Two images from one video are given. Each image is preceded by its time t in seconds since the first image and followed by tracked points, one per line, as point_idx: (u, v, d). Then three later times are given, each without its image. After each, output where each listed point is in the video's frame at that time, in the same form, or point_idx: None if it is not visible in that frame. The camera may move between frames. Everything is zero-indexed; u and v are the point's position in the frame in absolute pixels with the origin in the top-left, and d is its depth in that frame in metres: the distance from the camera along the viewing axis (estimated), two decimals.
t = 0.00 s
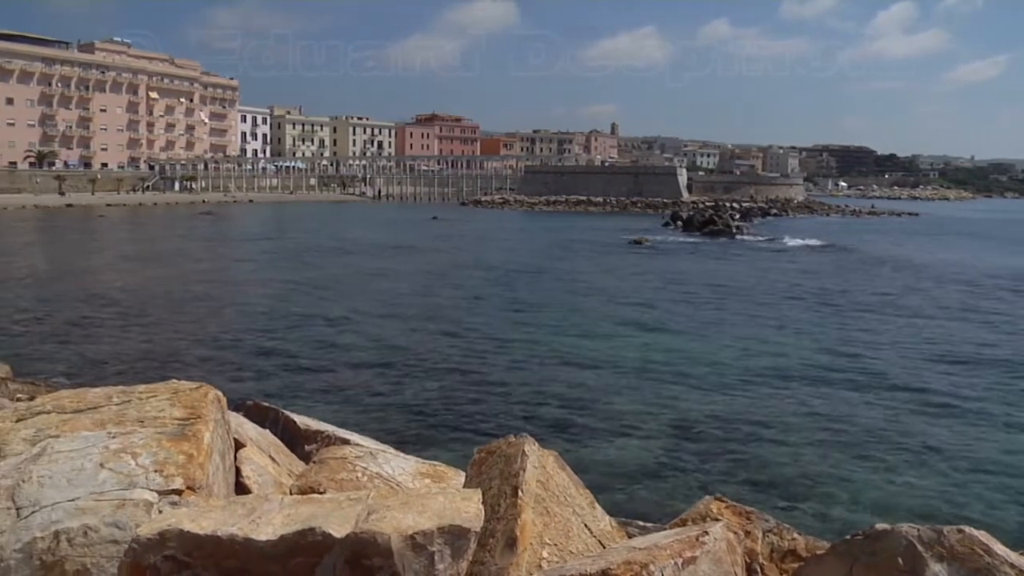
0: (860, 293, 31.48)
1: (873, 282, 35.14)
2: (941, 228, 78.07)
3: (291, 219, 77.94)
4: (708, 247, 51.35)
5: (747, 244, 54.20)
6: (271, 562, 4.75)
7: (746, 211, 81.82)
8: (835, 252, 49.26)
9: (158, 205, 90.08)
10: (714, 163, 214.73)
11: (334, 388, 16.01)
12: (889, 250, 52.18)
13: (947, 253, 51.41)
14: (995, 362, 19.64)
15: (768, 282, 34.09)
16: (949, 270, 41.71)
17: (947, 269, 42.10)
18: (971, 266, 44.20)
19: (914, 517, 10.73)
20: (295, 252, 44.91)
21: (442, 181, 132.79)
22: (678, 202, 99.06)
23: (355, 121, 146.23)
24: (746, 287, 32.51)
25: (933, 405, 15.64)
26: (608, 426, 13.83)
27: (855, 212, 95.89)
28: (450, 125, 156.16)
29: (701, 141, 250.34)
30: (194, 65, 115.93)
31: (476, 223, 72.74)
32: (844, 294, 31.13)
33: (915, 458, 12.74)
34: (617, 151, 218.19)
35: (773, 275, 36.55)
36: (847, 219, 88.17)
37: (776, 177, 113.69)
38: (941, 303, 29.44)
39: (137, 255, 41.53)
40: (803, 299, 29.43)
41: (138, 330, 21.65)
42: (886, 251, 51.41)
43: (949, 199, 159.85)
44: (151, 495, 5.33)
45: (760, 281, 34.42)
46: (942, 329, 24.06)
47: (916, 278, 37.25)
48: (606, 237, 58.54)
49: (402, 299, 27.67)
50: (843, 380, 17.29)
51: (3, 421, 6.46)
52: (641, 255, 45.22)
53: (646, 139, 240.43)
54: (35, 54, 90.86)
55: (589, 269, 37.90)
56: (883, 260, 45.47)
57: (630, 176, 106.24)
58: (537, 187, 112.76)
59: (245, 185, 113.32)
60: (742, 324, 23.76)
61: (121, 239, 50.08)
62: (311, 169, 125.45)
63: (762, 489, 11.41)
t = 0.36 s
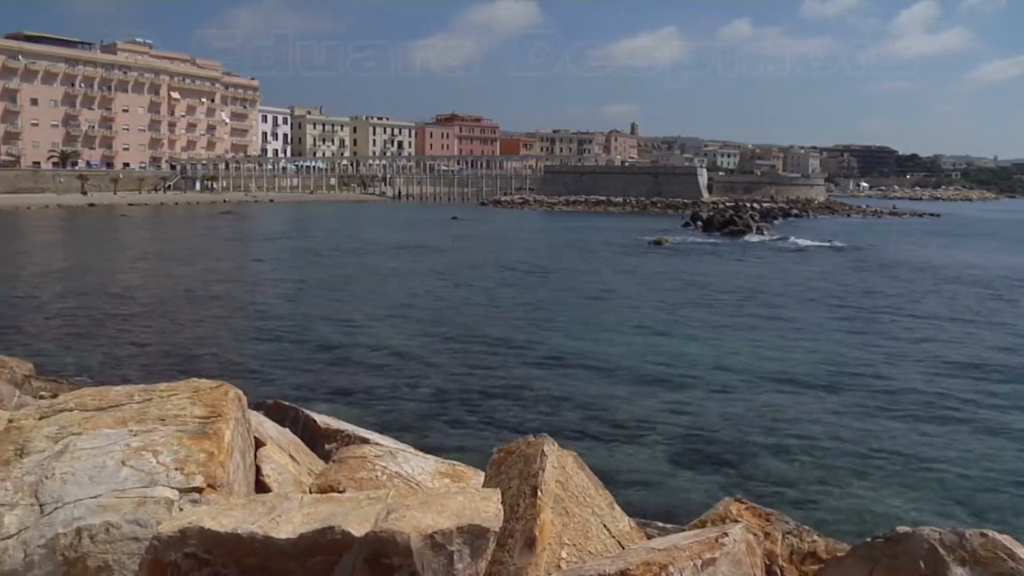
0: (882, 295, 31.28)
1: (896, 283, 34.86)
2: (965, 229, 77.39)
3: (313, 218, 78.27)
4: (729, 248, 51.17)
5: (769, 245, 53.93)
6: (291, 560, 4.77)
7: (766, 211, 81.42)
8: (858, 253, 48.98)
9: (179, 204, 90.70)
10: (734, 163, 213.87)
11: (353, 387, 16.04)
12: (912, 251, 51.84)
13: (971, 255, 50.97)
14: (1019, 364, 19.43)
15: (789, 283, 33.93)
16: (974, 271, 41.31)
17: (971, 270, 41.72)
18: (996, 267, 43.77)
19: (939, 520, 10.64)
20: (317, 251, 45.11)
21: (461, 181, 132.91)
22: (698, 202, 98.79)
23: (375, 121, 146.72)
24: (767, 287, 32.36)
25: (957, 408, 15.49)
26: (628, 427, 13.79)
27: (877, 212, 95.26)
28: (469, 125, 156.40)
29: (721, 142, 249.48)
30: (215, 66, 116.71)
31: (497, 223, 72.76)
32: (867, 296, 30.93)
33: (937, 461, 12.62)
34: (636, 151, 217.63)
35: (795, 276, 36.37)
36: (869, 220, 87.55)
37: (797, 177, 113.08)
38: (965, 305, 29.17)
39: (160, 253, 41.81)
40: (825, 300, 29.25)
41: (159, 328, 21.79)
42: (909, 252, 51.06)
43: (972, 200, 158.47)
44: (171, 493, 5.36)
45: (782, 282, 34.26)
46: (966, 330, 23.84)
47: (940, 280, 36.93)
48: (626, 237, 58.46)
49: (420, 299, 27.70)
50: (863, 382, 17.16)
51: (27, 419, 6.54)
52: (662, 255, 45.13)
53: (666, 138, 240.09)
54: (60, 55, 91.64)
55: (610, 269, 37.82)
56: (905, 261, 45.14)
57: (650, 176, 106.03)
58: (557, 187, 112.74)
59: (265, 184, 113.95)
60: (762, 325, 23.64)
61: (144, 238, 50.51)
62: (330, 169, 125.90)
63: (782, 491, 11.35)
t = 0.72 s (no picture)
0: (903, 295, 31.10)
1: (917, 284, 34.65)
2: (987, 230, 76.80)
3: (334, 218, 78.69)
4: (750, 248, 51.03)
5: (789, 245, 53.72)
6: (309, 559, 4.78)
7: (787, 211, 81.07)
8: (878, 253, 48.72)
9: (199, 204, 91.31)
10: (753, 163, 213.26)
11: (370, 386, 16.09)
12: (934, 252, 51.54)
13: (994, 256, 50.59)
14: None
15: (809, 284, 33.79)
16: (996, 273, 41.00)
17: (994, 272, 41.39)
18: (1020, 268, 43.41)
19: (958, 523, 10.55)
20: (338, 251, 45.33)
21: (479, 180, 133.01)
22: (716, 202, 98.54)
23: (393, 121, 147.17)
24: (787, 288, 32.23)
25: (978, 410, 15.36)
26: (645, 427, 13.77)
27: (898, 213, 94.67)
28: (487, 125, 156.62)
29: (740, 141, 248.74)
30: (234, 66, 117.35)
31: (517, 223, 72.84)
32: (887, 296, 30.77)
33: (958, 464, 12.51)
34: (655, 151, 217.25)
35: (815, 277, 36.22)
36: (890, 220, 87.04)
37: (816, 177, 112.58)
38: (987, 306, 28.94)
39: (181, 253, 42.11)
40: (845, 301, 29.09)
41: (179, 327, 21.95)
42: (931, 253, 50.76)
43: (993, 200, 157.25)
44: (191, 491, 5.39)
45: (801, 283, 34.13)
46: (988, 332, 23.65)
47: (962, 281, 36.69)
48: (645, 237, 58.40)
49: (438, 299, 27.75)
50: (882, 383, 17.05)
51: (48, 416, 6.61)
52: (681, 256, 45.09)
53: (685, 139, 239.76)
54: (81, 55, 92.59)
55: (629, 269, 37.77)
56: (927, 262, 44.86)
57: (668, 176, 105.87)
58: (575, 187, 112.82)
59: (284, 184, 114.57)
60: (781, 326, 23.54)
61: (168, 237, 50.91)
62: (349, 169, 126.32)
63: (800, 493, 11.29)
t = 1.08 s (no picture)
0: (923, 297, 30.89)
1: (936, 286, 34.43)
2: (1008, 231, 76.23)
3: (354, 217, 79.10)
4: (768, 249, 50.85)
5: (807, 246, 53.53)
6: (325, 557, 4.79)
7: (805, 211, 80.71)
8: (897, 254, 48.48)
9: (217, 203, 91.86)
10: (771, 163, 212.35)
11: (386, 385, 16.14)
12: (953, 253, 51.21)
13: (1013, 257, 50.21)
14: None
15: (827, 284, 33.65)
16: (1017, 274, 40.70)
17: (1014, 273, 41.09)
18: None
19: (976, 527, 10.47)
20: (356, 251, 45.55)
21: (495, 180, 133.01)
22: (734, 202, 98.32)
23: (410, 121, 147.56)
24: (805, 288, 32.10)
25: (996, 413, 15.24)
26: (661, 428, 13.75)
27: (917, 214, 94.14)
28: (505, 125, 156.69)
29: (757, 142, 247.84)
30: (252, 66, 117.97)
31: (536, 223, 72.85)
32: (907, 298, 30.59)
33: (976, 466, 12.42)
34: (672, 151, 216.65)
35: (833, 278, 36.05)
36: (909, 221, 86.52)
37: (834, 178, 112.06)
38: (1008, 308, 28.72)
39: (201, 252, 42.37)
40: (863, 302, 28.96)
41: (196, 326, 22.07)
42: (950, 254, 50.39)
43: (1013, 201, 156.14)
44: (208, 489, 5.43)
45: (820, 283, 33.96)
46: (1007, 334, 23.48)
47: (981, 282, 36.43)
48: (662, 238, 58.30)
49: (453, 299, 27.79)
50: (900, 385, 16.95)
51: (67, 414, 6.65)
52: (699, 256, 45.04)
53: (703, 139, 239.38)
54: (100, 56, 93.57)
55: (646, 269, 37.72)
56: (947, 263, 44.59)
57: (685, 176, 105.69)
58: (591, 187, 112.86)
59: (302, 184, 115.03)
60: (798, 326, 23.45)
61: (189, 237, 51.21)
62: (366, 169, 126.64)
63: (816, 494, 11.23)
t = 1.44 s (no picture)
0: (943, 298, 30.68)
1: (957, 287, 34.20)
2: None
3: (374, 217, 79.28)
4: (788, 249, 50.63)
5: (828, 247, 53.24)
6: (342, 556, 4.81)
7: (824, 211, 80.33)
8: (918, 255, 48.14)
9: (235, 203, 92.33)
10: (789, 163, 211.42)
11: (403, 385, 16.15)
12: (974, 254, 50.84)
13: None
14: None
15: (847, 285, 33.47)
16: None
17: None
18: None
19: (994, 530, 10.38)
20: (375, 250, 45.67)
21: (513, 180, 132.92)
22: (752, 202, 97.95)
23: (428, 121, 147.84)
24: (825, 289, 31.91)
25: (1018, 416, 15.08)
26: (679, 429, 13.69)
27: (937, 214, 93.46)
28: (522, 125, 156.70)
29: (776, 142, 246.87)
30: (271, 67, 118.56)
31: (556, 223, 72.81)
32: (927, 299, 30.38)
33: (995, 469, 12.33)
34: (690, 150, 215.97)
35: (852, 279, 35.87)
36: (930, 222, 85.90)
37: (853, 178, 111.44)
38: None
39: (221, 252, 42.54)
40: (882, 303, 28.80)
41: (214, 325, 22.18)
42: (971, 255, 50.02)
43: None
44: (226, 487, 5.45)
45: (840, 285, 33.79)
46: None
47: (1003, 283, 36.13)
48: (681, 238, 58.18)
49: (470, 299, 27.80)
50: (919, 387, 16.84)
51: (88, 412, 6.71)
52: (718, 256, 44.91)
53: (721, 139, 238.78)
54: (120, 56, 94.34)
55: (665, 270, 37.58)
56: (968, 264, 44.31)
57: (704, 176, 105.39)
58: (609, 187, 112.71)
59: (320, 183, 115.42)
60: (816, 327, 23.34)
61: (211, 237, 51.48)
62: (384, 169, 126.87)
63: (833, 496, 11.17)
